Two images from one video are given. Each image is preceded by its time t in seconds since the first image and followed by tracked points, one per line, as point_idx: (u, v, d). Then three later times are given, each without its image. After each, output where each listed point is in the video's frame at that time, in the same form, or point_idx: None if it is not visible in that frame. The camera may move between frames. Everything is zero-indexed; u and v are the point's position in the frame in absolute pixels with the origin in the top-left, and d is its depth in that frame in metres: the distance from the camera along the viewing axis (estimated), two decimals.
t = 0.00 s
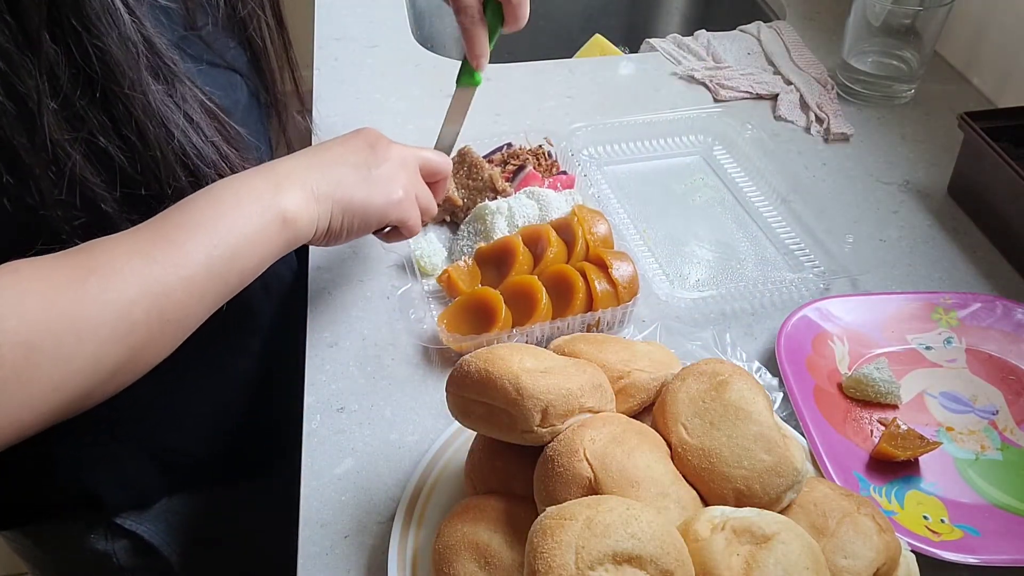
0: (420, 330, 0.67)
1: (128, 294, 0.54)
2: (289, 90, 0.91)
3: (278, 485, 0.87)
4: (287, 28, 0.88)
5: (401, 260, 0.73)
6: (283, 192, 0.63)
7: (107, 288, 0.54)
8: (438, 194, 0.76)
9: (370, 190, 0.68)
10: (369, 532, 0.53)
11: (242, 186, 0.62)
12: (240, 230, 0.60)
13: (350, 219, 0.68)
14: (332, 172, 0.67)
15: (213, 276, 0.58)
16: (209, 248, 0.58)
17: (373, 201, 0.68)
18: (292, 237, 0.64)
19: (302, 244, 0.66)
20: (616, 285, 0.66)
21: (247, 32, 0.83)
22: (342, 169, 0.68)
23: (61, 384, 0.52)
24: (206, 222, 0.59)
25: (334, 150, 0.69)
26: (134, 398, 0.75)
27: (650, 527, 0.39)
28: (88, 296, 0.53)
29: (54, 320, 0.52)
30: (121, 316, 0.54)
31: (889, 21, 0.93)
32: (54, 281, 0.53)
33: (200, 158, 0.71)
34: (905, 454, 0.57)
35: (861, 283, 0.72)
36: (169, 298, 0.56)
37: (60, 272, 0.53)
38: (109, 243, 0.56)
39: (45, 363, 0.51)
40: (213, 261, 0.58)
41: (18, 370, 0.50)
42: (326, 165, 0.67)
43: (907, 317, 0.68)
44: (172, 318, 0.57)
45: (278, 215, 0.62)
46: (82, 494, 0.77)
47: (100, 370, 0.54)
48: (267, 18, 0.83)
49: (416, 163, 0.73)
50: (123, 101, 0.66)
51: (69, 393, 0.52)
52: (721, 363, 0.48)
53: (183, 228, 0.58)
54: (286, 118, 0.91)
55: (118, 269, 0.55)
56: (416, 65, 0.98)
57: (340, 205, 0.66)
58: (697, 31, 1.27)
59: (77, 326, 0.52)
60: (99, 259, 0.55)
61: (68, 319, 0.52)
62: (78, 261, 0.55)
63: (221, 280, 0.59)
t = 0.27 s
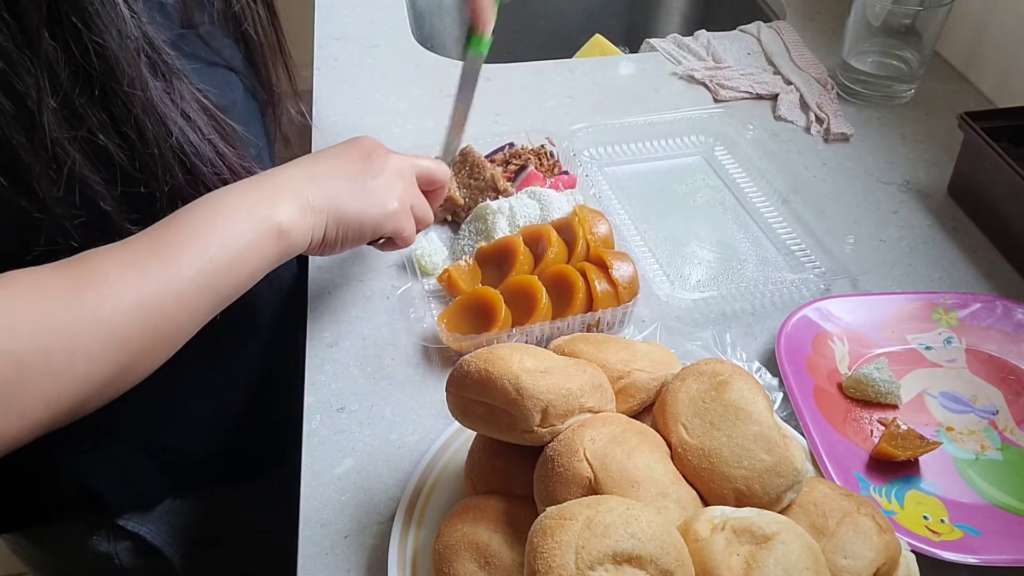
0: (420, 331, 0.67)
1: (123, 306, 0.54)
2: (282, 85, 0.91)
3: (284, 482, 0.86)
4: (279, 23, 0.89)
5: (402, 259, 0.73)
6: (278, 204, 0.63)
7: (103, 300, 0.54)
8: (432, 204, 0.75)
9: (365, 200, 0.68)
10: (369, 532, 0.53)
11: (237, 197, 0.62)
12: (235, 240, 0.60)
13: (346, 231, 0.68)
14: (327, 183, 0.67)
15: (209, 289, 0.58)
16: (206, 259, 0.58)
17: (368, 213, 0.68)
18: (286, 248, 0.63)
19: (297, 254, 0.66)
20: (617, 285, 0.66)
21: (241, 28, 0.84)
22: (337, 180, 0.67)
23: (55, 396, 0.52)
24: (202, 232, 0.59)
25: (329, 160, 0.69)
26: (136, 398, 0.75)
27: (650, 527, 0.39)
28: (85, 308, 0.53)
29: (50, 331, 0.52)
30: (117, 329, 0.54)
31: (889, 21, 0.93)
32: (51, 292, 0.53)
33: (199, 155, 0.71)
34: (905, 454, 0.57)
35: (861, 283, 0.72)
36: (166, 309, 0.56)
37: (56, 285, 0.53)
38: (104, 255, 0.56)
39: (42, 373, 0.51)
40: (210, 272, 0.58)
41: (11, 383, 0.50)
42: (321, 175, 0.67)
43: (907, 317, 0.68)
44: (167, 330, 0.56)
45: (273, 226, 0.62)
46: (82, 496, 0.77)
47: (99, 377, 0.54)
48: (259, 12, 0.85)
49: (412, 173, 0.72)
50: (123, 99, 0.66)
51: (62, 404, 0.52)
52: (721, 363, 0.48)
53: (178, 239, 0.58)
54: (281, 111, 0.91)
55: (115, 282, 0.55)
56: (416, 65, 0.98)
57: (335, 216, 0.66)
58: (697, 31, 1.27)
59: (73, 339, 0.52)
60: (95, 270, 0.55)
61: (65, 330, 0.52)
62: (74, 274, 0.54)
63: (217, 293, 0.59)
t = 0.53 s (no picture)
0: (420, 331, 0.67)
1: (114, 321, 0.53)
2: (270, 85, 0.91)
3: (280, 487, 0.85)
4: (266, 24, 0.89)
5: (403, 259, 0.73)
6: (264, 211, 0.62)
7: (93, 317, 0.53)
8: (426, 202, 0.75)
9: (355, 206, 0.67)
10: (369, 532, 0.54)
11: (223, 206, 0.61)
12: (221, 250, 0.59)
13: (333, 238, 0.66)
14: (314, 189, 0.65)
15: (199, 302, 0.57)
16: (195, 272, 0.57)
17: (356, 220, 0.67)
18: (275, 257, 0.62)
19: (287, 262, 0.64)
20: (616, 285, 0.66)
21: (231, 29, 0.84)
22: (324, 186, 0.66)
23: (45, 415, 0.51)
24: (189, 244, 0.58)
25: (316, 167, 0.68)
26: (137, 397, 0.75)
27: (650, 527, 0.39)
28: (74, 326, 0.52)
29: (40, 349, 0.50)
30: (107, 346, 0.53)
31: (888, 21, 0.93)
32: (41, 309, 0.52)
33: (193, 161, 0.71)
34: (905, 454, 0.57)
35: (861, 283, 0.72)
36: (156, 325, 0.55)
37: (45, 300, 0.52)
38: (93, 268, 0.55)
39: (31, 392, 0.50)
40: (199, 284, 0.57)
41: None
42: (309, 181, 0.66)
43: (906, 317, 0.68)
44: (157, 345, 0.56)
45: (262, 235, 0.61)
46: (85, 501, 0.76)
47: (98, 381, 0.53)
48: (247, 13, 0.85)
49: (398, 174, 0.72)
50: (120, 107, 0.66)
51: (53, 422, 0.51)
52: (720, 362, 0.48)
53: (166, 251, 0.57)
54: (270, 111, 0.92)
55: (103, 298, 0.54)
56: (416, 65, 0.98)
57: (322, 223, 0.65)
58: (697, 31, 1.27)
59: (62, 358, 0.51)
60: (83, 286, 0.54)
61: (55, 348, 0.51)
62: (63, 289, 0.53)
63: (207, 305, 0.58)
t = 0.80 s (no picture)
0: (420, 331, 0.67)
1: (94, 335, 0.53)
2: (273, 93, 0.91)
3: (280, 488, 0.85)
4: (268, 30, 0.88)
5: (403, 259, 0.73)
6: (247, 226, 0.60)
7: (72, 330, 0.52)
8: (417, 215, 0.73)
9: (342, 222, 0.65)
10: (369, 532, 0.54)
11: (206, 221, 0.59)
12: (203, 267, 0.57)
13: (319, 253, 0.64)
14: (300, 205, 0.63)
15: (180, 320, 0.57)
16: (179, 287, 0.56)
17: (342, 235, 0.65)
18: (258, 274, 0.61)
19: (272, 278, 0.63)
20: (616, 285, 0.66)
21: (234, 36, 0.84)
22: (310, 200, 0.64)
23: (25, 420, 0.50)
24: (173, 260, 0.57)
25: (304, 180, 0.66)
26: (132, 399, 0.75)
27: (650, 527, 0.39)
28: (53, 338, 0.51)
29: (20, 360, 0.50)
30: (86, 360, 0.52)
31: (888, 21, 0.93)
32: (23, 318, 0.51)
33: (190, 172, 0.71)
34: (905, 454, 0.57)
35: (860, 283, 0.72)
36: (136, 341, 0.55)
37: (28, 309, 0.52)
38: (78, 278, 0.55)
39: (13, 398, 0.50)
40: (181, 302, 0.57)
41: None
42: (295, 196, 0.64)
43: (906, 317, 0.68)
44: (139, 356, 0.55)
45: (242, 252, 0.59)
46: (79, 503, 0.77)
47: (95, 383, 0.53)
48: (250, 21, 0.84)
49: (389, 185, 0.70)
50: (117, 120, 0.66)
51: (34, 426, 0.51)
52: (720, 362, 0.48)
53: (148, 264, 0.56)
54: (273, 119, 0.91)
55: (85, 310, 0.53)
56: (416, 65, 0.98)
57: (307, 237, 0.63)
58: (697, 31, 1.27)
59: (40, 371, 0.51)
60: (66, 296, 0.53)
61: (34, 360, 0.50)
62: (46, 300, 0.53)
63: (189, 322, 0.57)
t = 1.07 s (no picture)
0: (420, 331, 0.67)
1: (82, 326, 0.53)
2: (296, 100, 0.89)
3: (280, 486, 0.86)
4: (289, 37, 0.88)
5: (402, 259, 0.73)
6: (238, 226, 0.60)
7: (64, 321, 0.52)
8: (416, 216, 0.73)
9: (338, 219, 0.64)
10: (369, 532, 0.54)
11: (198, 221, 0.59)
12: (193, 265, 0.57)
13: (315, 252, 0.64)
14: (295, 203, 0.63)
15: (171, 315, 0.57)
16: (171, 282, 0.56)
17: (338, 233, 0.64)
18: (252, 272, 0.60)
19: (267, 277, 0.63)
20: (616, 285, 0.66)
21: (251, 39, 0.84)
22: (305, 199, 0.63)
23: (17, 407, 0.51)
24: (165, 256, 0.57)
25: (300, 177, 0.65)
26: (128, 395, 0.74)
27: (650, 527, 0.39)
28: (41, 327, 0.52)
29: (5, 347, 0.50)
30: (73, 350, 0.53)
31: (888, 21, 0.93)
32: (12, 307, 0.51)
33: (194, 172, 0.71)
34: (905, 454, 0.57)
35: (860, 283, 0.72)
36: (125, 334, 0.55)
37: (18, 298, 0.52)
38: (72, 269, 0.55)
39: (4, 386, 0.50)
40: (172, 297, 0.56)
41: None
42: (291, 194, 0.63)
43: (906, 317, 0.68)
44: (131, 348, 0.55)
45: (236, 249, 0.59)
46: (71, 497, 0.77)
47: (86, 372, 0.53)
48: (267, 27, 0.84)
49: (388, 185, 0.69)
50: (119, 118, 0.66)
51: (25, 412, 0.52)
52: (720, 362, 0.48)
53: (140, 258, 0.56)
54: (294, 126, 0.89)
55: (75, 301, 0.53)
56: (416, 65, 0.98)
57: (301, 237, 0.62)
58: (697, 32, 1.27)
59: (24, 358, 0.51)
60: (59, 287, 0.53)
61: (19, 347, 0.51)
62: (37, 289, 0.53)
63: (179, 317, 0.57)
